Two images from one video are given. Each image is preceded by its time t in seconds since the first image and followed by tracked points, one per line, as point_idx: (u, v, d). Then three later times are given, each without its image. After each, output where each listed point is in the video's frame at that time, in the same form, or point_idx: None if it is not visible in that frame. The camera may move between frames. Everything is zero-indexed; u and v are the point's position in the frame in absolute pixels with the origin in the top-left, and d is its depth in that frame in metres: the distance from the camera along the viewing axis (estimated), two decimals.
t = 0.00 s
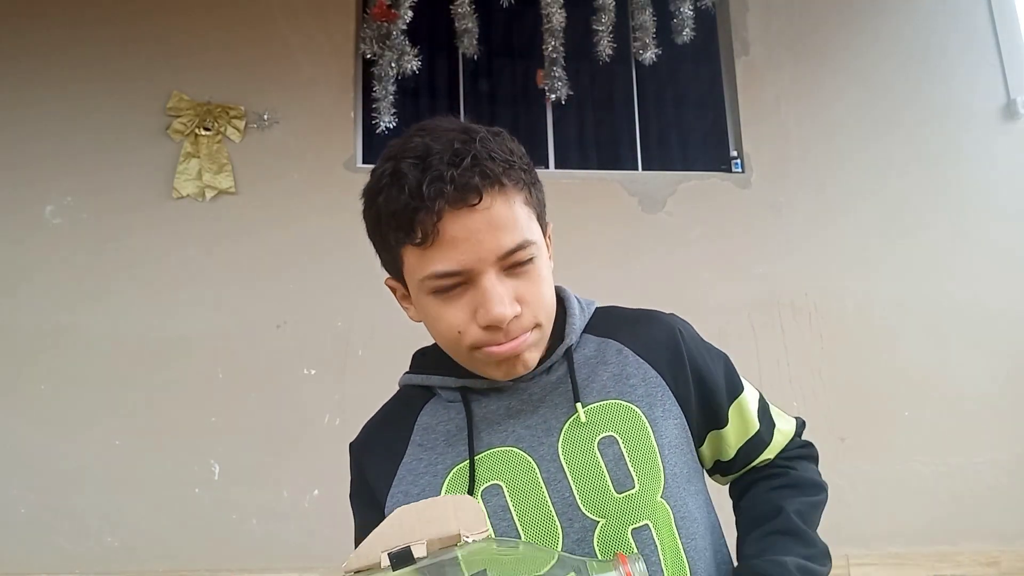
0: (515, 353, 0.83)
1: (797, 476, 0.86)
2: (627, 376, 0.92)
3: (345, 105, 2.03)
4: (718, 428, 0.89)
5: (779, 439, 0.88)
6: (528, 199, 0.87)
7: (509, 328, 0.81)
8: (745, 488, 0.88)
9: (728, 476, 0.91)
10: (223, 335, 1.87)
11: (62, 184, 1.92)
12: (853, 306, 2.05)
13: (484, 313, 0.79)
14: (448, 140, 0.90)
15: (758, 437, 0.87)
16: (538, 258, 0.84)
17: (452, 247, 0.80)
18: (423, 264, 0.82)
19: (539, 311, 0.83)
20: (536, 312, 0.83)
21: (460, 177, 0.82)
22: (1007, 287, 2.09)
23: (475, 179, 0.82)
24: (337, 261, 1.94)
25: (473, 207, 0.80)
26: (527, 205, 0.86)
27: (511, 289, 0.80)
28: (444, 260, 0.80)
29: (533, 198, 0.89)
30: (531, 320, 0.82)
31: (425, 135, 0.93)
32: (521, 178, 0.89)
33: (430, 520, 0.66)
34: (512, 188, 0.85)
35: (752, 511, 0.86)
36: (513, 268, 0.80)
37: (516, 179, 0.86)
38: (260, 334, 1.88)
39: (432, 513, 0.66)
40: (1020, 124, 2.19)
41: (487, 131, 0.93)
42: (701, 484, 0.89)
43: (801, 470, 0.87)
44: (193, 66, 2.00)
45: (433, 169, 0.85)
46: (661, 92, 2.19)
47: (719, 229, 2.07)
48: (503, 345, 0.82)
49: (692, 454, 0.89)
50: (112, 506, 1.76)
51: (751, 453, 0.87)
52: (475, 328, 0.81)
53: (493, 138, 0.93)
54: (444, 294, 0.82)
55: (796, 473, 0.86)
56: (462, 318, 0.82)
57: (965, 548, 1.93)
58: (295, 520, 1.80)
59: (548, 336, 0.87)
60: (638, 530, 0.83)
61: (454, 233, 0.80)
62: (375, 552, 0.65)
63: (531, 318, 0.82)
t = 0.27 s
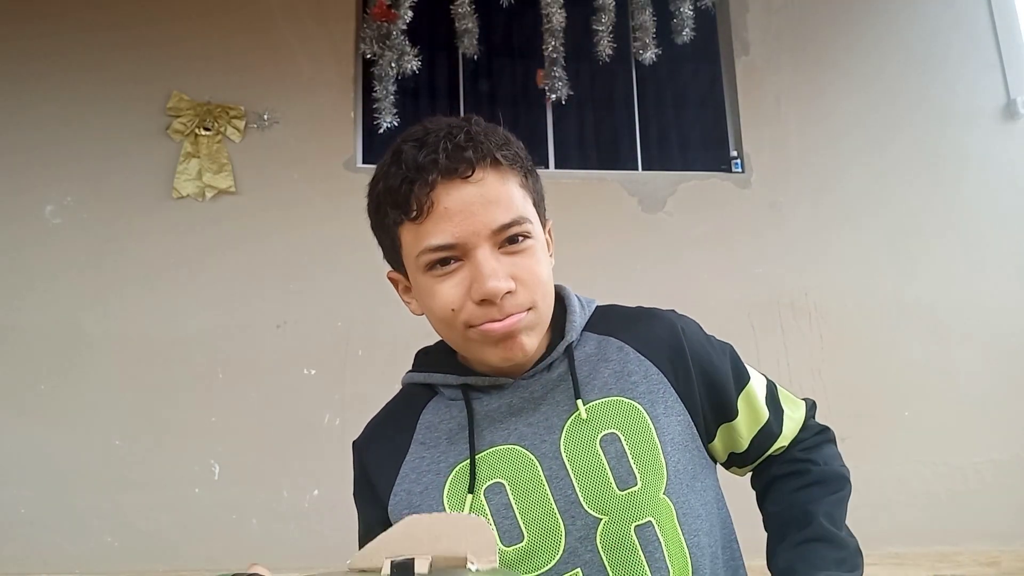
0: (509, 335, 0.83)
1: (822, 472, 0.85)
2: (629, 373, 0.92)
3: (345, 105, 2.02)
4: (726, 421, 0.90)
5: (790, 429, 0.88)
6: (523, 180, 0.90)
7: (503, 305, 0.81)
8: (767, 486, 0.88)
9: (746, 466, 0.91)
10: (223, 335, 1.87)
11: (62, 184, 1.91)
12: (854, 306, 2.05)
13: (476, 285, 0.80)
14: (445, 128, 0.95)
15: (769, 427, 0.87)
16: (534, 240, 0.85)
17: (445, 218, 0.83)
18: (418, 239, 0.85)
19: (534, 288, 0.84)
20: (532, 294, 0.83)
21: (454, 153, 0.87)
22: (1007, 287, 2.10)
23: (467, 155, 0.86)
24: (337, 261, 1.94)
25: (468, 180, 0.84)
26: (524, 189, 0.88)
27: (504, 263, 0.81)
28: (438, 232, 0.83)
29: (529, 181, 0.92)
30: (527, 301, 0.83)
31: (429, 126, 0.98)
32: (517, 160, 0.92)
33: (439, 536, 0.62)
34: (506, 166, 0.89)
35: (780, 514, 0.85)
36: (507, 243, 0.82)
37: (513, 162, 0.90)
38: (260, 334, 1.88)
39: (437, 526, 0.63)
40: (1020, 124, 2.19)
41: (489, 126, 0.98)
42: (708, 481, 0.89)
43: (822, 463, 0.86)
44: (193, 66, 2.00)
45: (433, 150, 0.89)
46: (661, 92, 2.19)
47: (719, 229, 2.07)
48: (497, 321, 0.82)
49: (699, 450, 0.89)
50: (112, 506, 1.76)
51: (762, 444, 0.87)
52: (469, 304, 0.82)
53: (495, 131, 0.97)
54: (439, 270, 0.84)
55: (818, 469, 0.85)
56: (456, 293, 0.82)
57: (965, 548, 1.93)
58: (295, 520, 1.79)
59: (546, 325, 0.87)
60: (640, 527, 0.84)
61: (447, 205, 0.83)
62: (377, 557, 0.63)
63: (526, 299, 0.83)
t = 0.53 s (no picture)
0: (509, 336, 0.83)
1: (811, 509, 0.85)
2: (630, 372, 0.91)
3: (345, 105, 2.02)
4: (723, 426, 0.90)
5: (785, 448, 0.89)
6: (521, 179, 0.90)
7: (502, 306, 0.81)
8: (753, 513, 0.88)
9: (730, 479, 0.91)
10: (222, 335, 1.87)
11: (62, 183, 1.91)
12: (854, 306, 2.05)
13: (475, 286, 0.80)
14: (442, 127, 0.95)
15: (765, 440, 0.88)
16: (533, 239, 0.85)
17: (442, 219, 0.82)
18: (415, 240, 0.85)
19: (533, 288, 0.83)
20: (531, 294, 0.83)
21: (450, 153, 0.87)
22: (1007, 287, 2.09)
23: (463, 155, 0.86)
24: (337, 261, 1.94)
25: (465, 180, 0.84)
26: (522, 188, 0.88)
27: (502, 263, 0.81)
28: (435, 233, 0.83)
29: (527, 180, 0.92)
30: (526, 302, 0.83)
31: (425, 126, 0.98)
32: (515, 159, 0.92)
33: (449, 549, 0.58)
34: (503, 165, 0.88)
35: (762, 546, 0.86)
36: (505, 243, 0.82)
37: (511, 161, 0.90)
38: (260, 334, 1.88)
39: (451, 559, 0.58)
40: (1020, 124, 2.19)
41: (486, 125, 0.98)
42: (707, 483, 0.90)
43: (813, 500, 0.86)
44: (193, 66, 2.00)
45: (429, 150, 0.89)
46: (661, 93, 2.19)
47: (719, 229, 2.07)
48: (496, 322, 0.82)
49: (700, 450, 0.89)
50: (112, 506, 1.76)
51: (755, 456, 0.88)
52: (467, 305, 0.82)
53: (492, 129, 0.97)
54: (437, 271, 0.84)
55: (808, 506, 0.85)
56: (454, 294, 0.82)
57: (966, 548, 1.93)
58: (295, 520, 1.80)
59: (547, 325, 0.87)
60: (640, 528, 0.84)
61: (444, 205, 0.83)
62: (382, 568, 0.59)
63: (525, 299, 0.83)
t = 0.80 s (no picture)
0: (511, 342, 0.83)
1: (787, 520, 0.87)
2: (629, 371, 0.91)
3: (345, 105, 2.03)
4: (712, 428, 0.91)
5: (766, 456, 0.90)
6: (520, 181, 0.89)
7: (504, 313, 0.81)
8: (730, 523, 0.89)
9: (711, 486, 0.92)
10: (223, 335, 1.87)
11: (62, 183, 1.91)
12: (854, 306, 2.05)
13: (477, 293, 0.80)
14: (438, 128, 0.94)
15: (748, 446, 0.89)
16: (533, 245, 0.85)
17: (442, 226, 0.81)
18: (415, 247, 0.84)
19: (534, 293, 0.83)
20: (531, 300, 0.83)
21: (448, 158, 0.86)
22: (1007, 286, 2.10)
23: (463, 159, 0.85)
24: (337, 260, 1.94)
25: (464, 185, 0.83)
26: (521, 191, 0.88)
27: (503, 269, 0.81)
28: (435, 241, 0.82)
29: (526, 182, 0.91)
30: (527, 308, 0.83)
31: (422, 127, 0.96)
32: (513, 160, 0.91)
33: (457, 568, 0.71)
34: (502, 168, 0.87)
35: (740, 560, 0.87)
36: (505, 250, 0.82)
37: (510, 164, 0.89)
38: (260, 334, 1.88)
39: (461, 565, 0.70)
40: (1021, 123, 2.19)
41: (483, 126, 0.97)
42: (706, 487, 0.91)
43: (788, 511, 0.88)
44: (193, 66, 2.00)
45: (428, 154, 0.88)
46: (661, 93, 2.19)
47: (719, 229, 2.07)
48: (498, 329, 0.82)
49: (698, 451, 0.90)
50: (112, 506, 1.76)
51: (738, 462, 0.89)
52: (470, 311, 0.81)
53: (489, 131, 0.96)
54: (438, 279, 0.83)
55: (785, 518, 0.87)
56: (456, 303, 0.82)
57: (965, 547, 1.93)
58: (295, 520, 1.80)
59: (547, 330, 0.87)
60: (641, 527, 0.84)
61: (444, 213, 0.82)
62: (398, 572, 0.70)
63: (527, 306, 0.83)
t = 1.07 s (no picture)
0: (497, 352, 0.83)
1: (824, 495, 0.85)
2: (636, 379, 0.91)
3: (345, 105, 2.03)
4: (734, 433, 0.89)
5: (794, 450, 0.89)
6: (505, 186, 0.87)
7: (486, 326, 0.81)
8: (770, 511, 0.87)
9: (744, 490, 0.89)
10: (223, 335, 1.87)
11: (62, 184, 1.92)
12: (854, 306, 2.05)
13: (457, 308, 0.80)
14: (423, 134, 0.93)
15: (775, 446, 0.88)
16: (516, 252, 0.83)
17: (420, 243, 0.81)
18: (398, 263, 0.85)
19: (518, 305, 0.82)
20: (515, 309, 0.82)
21: (424, 171, 0.85)
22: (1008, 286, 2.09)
23: (438, 172, 0.84)
24: (337, 260, 1.94)
25: (440, 199, 0.82)
26: (504, 196, 0.86)
27: (483, 282, 0.80)
28: (413, 258, 0.82)
29: (513, 184, 0.89)
30: (509, 319, 0.82)
31: (408, 132, 0.95)
32: (498, 163, 0.89)
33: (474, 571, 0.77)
34: (482, 175, 0.85)
35: (783, 537, 0.84)
36: (485, 262, 0.81)
37: (492, 169, 0.87)
38: (260, 334, 1.88)
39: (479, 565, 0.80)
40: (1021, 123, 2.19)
41: (470, 126, 0.95)
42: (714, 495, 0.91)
43: (822, 489, 0.87)
44: (193, 66, 2.00)
45: (409, 165, 0.87)
46: (661, 92, 2.19)
47: (719, 229, 2.07)
48: (482, 342, 0.82)
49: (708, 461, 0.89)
50: (112, 506, 1.76)
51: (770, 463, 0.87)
52: (452, 325, 0.81)
53: (476, 132, 0.94)
54: (422, 293, 0.84)
55: (822, 493, 0.85)
56: (439, 318, 0.82)
57: (965, 548, 1.93)
58: (295, 520, 1.80)
59: (539, 336, 0.86)
60: (644, 536, 0.83)
61: (421, 229, 0.82)
62: None
63: (510, 317, 0.82)
